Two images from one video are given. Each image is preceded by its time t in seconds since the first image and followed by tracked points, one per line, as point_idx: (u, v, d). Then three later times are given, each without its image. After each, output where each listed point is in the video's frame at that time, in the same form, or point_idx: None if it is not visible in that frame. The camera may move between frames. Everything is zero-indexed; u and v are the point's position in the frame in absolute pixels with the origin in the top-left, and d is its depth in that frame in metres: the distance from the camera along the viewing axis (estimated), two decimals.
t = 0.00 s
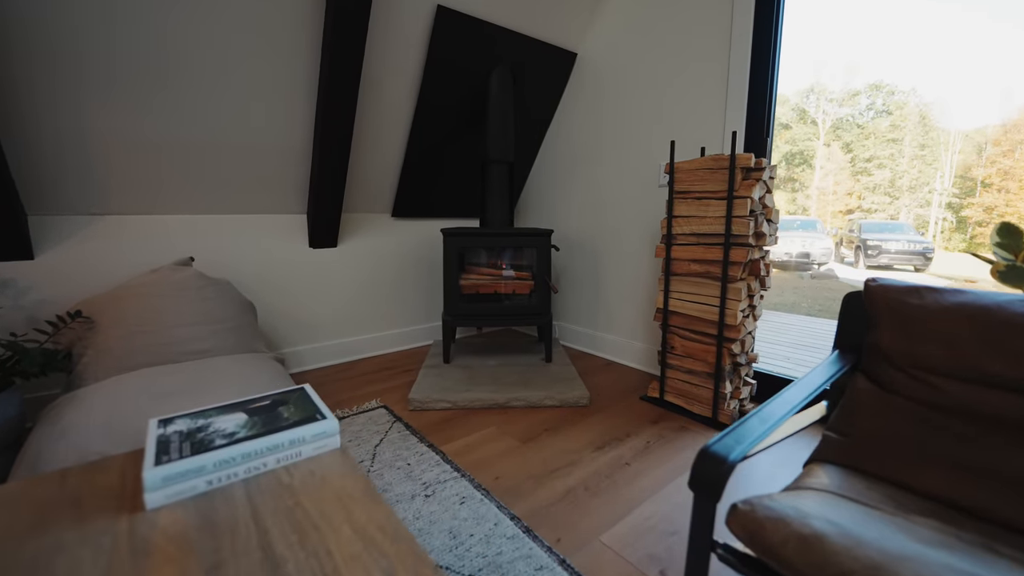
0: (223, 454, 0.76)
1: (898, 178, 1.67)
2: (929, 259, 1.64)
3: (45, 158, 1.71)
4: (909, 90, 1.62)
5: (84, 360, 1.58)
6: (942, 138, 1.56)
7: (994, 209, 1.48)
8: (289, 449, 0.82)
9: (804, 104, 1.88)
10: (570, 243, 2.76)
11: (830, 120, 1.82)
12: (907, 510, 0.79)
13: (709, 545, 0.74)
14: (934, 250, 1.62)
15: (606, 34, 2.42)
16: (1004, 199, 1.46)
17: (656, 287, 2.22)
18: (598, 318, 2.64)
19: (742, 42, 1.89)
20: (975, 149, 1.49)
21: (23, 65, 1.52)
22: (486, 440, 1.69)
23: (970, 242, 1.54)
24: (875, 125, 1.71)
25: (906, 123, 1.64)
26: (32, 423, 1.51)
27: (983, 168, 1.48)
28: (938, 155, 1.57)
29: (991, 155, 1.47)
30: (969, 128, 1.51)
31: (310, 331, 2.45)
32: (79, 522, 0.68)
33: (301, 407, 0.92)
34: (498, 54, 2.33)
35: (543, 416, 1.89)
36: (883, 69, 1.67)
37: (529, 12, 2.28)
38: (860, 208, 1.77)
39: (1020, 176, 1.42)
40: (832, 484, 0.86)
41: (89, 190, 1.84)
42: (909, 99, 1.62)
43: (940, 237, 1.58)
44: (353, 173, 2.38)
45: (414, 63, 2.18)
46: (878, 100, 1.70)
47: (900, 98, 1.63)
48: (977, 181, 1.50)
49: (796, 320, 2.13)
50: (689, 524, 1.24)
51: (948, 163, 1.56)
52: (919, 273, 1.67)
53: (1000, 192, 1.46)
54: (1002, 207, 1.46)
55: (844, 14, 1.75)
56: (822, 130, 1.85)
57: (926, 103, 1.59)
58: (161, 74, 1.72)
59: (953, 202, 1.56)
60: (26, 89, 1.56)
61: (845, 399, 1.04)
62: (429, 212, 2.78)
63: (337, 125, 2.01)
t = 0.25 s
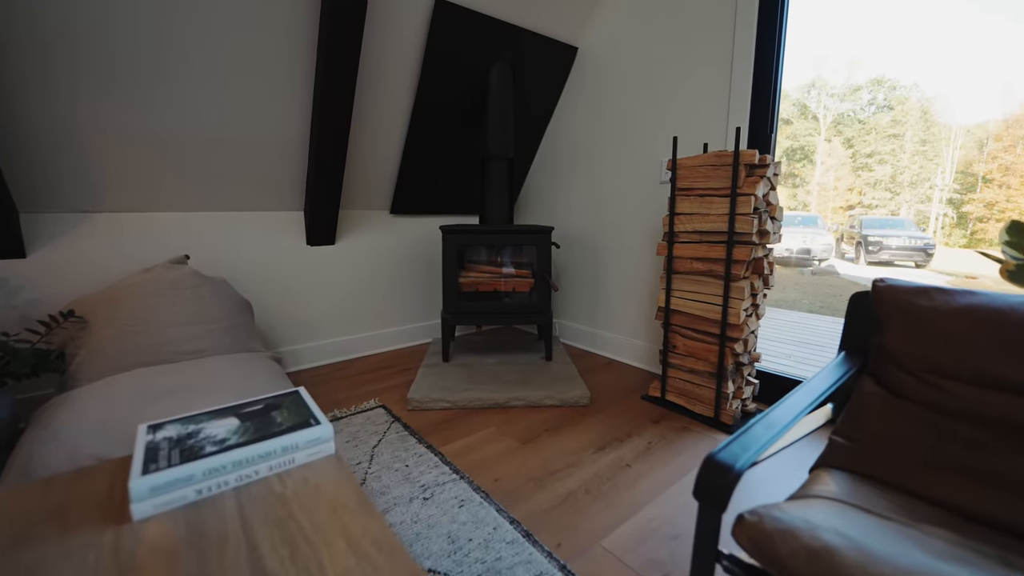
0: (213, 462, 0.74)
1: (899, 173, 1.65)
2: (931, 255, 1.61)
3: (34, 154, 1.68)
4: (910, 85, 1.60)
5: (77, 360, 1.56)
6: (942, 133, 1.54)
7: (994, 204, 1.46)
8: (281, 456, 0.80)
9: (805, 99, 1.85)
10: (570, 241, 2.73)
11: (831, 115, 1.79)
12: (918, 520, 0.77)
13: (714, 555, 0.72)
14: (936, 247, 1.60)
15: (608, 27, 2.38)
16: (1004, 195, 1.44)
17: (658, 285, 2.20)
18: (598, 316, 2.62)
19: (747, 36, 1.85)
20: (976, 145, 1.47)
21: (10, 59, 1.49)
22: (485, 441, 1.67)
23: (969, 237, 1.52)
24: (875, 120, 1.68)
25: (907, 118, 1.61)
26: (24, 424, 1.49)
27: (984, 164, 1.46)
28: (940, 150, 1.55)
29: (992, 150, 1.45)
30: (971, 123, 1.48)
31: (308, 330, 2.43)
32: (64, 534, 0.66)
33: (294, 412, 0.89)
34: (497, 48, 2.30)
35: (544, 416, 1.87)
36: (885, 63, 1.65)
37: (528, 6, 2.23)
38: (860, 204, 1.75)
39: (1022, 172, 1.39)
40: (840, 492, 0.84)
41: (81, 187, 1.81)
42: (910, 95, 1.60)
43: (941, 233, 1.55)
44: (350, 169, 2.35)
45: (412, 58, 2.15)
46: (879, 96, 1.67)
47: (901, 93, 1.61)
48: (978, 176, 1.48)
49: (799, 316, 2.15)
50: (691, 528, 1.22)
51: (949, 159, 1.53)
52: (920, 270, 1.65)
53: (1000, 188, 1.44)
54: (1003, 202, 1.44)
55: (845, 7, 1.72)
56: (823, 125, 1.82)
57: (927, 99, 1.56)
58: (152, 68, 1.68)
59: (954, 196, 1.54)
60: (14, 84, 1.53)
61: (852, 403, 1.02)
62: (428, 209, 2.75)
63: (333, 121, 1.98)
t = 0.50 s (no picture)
0: (202, 474, 0.72)
1: (900, 170, 1.63)
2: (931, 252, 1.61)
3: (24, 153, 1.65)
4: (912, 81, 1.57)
5: (68, 363, 1.53)
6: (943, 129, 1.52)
7: (995, 201, 1.46)
8: (273, 467, 0.77)
9: (805, 95, 1.82)
10: (570, 239, 2.70)
11: (832, 112, 1.76)
12: (930, 534, 0.75)
13: (721, 572, 0.70)
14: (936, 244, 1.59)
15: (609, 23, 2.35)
16: (1005, 191, 1.43)
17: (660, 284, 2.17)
18: (598, 315, 2.59)
19: (750, 32, 1.82)
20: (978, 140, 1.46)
21: None
22: (484, 444, 1.65)
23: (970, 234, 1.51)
24: (876, 116, 1.65)
25: (909, 115, 1.59)
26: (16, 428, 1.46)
27: (986, 160, 1.45)
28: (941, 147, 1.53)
29: (993, 147, 1.44)
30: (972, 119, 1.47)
31: (305, 330, 2.40)
32: (46, 553, 0.63)
33: (288, 420, 0.87)
34: (497, 43, 2.26)
35: (544, 418, 1.85)
36: (886, 59, 1.62)
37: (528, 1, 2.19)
38: (860, 201, 1.72)
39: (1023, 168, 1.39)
40: (849, 504, 0.81)
41: (73, 185, 1.78)
42: (912, 91, 1.57)
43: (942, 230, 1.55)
44: (348, 167, 2.32)
45: (409, 54, 2.11)
46: (880, 92, 1.64)
47: (903, 89, 1.58)
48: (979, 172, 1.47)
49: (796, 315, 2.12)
50: (694, 535, 1.19)
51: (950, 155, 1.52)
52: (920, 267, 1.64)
53: (1001, 184, 1.43)
54: (1004, 199, 1.44)
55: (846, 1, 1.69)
56: (824, 121, 1.79)
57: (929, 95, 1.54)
58: (145, 65, 1.65)
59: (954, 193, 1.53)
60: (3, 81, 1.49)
61: (859, 408, 0.99)
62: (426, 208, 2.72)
63: (329, 118, 1.95)
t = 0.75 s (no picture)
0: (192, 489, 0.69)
1: (902, 166, 1.59)
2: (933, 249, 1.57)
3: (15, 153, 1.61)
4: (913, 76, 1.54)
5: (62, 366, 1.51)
6: (947, 124, 1.48)
7: (997, 198, 1.42)
8: (267, 480, 0.75)
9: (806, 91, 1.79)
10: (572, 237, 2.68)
11: (834, 108, 1.73)
12: (946, 551, 0.72)
13: None
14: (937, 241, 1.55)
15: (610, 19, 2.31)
16: (1007, 188, 1.40)
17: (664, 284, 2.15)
18: (600, 315, 2.57)
19: (753, 27, 1.78)
20: (981, 136, 1.42)
21: None
22: (484, 447, 1.63)
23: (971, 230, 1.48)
24: (878, 112, 1.62)
25: (911, 111, 1.56)
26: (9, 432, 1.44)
27: (988, 156, 1.42)
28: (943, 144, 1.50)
29: (996, 143, 1.40)
30: (976, 115, 1.43)
31: (303, 330, 2.38)
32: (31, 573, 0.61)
33: (282, 430, 0.84)
34: (497, 39, 2.22)
35: (545, 421, 1.83)
36: (888, 54, 1.59)
37: None
38: (862, 197, 1.68)
39: None
40: (861, 518, 0.79)
41: (66, 185, 1.75)
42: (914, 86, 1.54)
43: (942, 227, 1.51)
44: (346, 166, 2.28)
45: (407, 50, 2.07)
46: (882, 88, 1.61)
47: (905, 85, 1.55)
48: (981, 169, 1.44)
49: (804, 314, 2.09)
50: (699, 544, 1.17)
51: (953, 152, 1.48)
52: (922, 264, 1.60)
53: (1003, 181, 1.40)
54: (1005, 195, 1.40)
55: None
56: (826, 118, 1.76)
57: (931, 90, 1.51)
58: (136, 62, 1.61)
59: (957, 189, 1.49)
60: None
61: (870, 416, 0.97)
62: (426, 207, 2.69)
63: (326, 116, 1.92)
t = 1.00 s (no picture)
0: (182, 506, 0.67)
1: (904, 163, 1.56)
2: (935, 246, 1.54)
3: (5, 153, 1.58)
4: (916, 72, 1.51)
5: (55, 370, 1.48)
6: (949, 121, 1.45)
7: (998, 194, 1.40)
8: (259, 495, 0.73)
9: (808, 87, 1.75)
10: (571, 236, 2.65)
11: (836, 103, 1.69)
12: (963, 568, 0.70)
13: None
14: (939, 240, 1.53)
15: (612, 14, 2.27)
16: (1009, 185, 1.37)
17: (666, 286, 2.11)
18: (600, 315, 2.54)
19: (757, 22, 1.74)
20: (982, 133, 1.39)
21: None
22: (484, 451, 1.60)
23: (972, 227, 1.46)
24: (879, 109, 1.59)
25: (913, 107, 1.53)
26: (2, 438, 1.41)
27: (990, 153, 1.39)
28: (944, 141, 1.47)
29: (997, 140, 1.37)
30: (978, 111, 1.40)
31: (301, 331, 2.35)
32: None
33: (276, 441, 0.82)
34: (497, 36, 2.19)
35: (546, 424, 1.80)
36: (892, 49, 1.55)
37: None
38: (863, 194, 1.66)
39: None
40: (875, 533, 0.77)
41: (59, 186, 1.72)
42: (916, 82, 1.51)
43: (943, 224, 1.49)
44: (344, 165, 2.25)
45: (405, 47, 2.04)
46: (885, 83, 1.58)
47: (908, 81, 1.52)
48: (983, 166, 1.41)
49: (808, 313, 2.04)
50: (704, 553, 1.15)
51: (954, 148, 1.45)
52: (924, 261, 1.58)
53: (1005, 178, 1.37)
54: (1007, 192, 1.38)
55: None
56: (828, 113, 1.72)
57: (933, 86, 1.48)
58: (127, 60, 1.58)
59: (958, 186, 1.46)
60: None
61: (881, 426, 0.94)
62: (426, 205, 2.66)
63: (323, 114, 1.89)
